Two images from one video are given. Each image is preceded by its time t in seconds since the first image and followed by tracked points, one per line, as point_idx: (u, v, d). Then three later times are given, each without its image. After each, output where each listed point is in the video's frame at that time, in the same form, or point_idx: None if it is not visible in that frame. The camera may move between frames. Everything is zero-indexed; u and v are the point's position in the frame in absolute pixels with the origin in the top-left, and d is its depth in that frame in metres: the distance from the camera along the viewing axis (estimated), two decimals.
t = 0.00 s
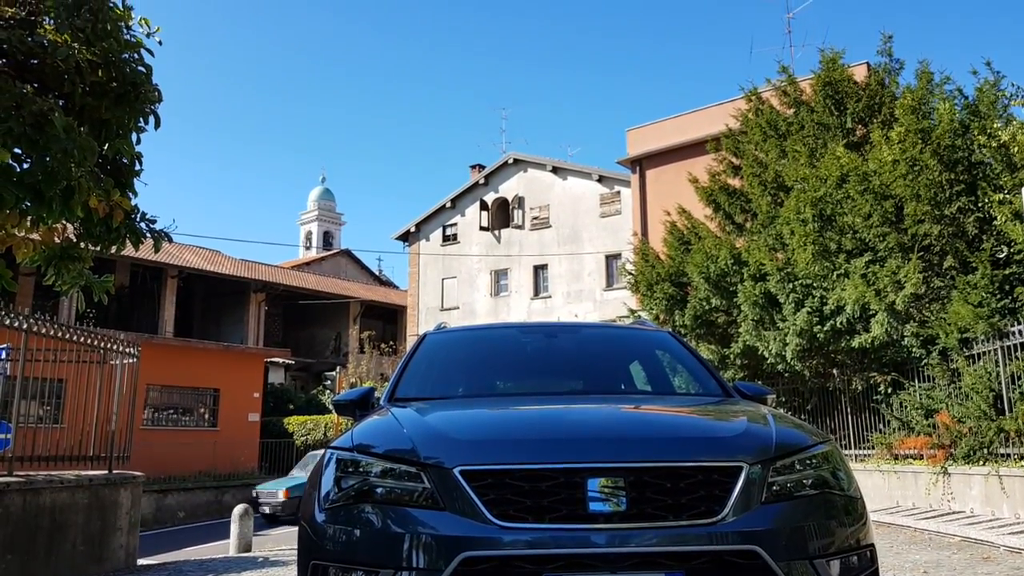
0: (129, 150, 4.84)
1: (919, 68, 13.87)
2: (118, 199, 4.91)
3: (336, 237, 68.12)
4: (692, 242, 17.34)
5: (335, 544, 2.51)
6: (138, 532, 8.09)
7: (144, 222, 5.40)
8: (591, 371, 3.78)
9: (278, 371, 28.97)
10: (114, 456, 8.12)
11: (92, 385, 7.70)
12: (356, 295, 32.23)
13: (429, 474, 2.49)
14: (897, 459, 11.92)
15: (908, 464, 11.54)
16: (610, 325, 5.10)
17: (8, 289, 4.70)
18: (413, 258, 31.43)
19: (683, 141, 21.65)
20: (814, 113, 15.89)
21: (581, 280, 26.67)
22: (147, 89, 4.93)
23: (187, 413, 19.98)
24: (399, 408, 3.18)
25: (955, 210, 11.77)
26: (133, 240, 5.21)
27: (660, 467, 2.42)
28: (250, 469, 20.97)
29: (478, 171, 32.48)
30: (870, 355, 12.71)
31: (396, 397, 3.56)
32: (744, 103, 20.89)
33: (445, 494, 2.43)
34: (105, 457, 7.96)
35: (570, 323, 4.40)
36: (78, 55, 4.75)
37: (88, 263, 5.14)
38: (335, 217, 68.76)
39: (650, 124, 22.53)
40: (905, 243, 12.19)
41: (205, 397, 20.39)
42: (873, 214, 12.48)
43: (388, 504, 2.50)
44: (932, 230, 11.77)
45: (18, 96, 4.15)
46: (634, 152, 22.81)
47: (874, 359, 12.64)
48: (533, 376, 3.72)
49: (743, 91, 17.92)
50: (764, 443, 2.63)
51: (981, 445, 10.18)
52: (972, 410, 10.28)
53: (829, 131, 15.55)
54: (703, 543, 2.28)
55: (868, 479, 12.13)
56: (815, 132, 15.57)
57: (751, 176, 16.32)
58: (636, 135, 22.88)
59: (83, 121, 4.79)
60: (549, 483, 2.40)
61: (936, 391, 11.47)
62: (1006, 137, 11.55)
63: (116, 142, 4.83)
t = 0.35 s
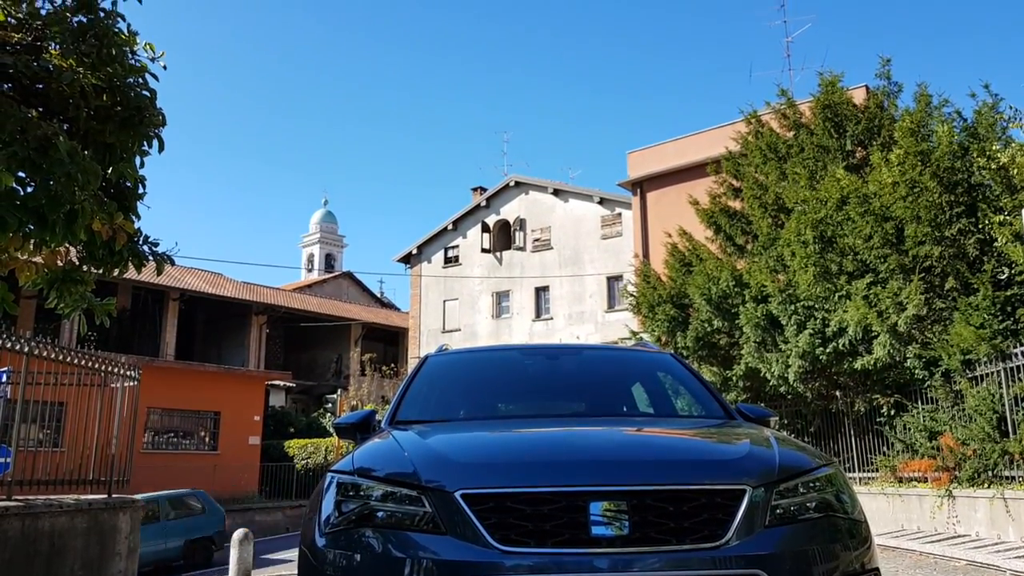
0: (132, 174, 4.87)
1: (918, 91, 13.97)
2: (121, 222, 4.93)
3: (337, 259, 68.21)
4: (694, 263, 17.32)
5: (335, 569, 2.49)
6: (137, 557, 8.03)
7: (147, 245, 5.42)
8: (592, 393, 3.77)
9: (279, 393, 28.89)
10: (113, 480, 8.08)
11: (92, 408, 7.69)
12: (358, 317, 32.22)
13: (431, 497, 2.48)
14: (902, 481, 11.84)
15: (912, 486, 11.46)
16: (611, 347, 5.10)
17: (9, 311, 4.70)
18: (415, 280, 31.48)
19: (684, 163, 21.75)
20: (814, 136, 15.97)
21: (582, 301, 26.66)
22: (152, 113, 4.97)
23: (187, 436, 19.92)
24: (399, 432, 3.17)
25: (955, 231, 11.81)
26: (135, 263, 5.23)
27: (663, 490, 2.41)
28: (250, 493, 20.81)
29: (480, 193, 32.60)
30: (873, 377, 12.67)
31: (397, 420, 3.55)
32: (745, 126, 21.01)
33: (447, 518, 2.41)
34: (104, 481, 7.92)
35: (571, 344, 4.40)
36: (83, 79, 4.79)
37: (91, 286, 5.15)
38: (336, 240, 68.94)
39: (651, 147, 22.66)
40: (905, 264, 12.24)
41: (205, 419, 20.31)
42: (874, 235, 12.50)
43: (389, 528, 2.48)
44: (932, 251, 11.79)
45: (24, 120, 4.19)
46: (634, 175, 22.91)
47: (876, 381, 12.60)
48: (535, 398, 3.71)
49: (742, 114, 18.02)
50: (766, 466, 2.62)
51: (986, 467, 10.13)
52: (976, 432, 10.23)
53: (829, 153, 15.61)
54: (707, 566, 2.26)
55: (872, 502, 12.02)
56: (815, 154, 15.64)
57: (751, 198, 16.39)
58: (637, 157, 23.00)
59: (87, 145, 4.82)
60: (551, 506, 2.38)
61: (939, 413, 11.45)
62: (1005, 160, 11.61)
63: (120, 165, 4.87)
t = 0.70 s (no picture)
0: (134, 198, 4.90)
1: (916, 115, 14.06)
2: (124, 246, 4.95)
3: (338, 282, 68.26)
4: (694, 286, 17.29)
5: None
6: None
7: (148, 268, 5.43)
8: (593, 417, 3.76)
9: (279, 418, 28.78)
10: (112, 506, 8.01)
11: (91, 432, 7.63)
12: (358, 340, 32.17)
13: (431, 522, 2.47)
14: (905, 505, 11.76)
15: (916, 510, 11.38)
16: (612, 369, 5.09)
17: (10, 335, 4.70)
18: (415, 303, 31.50)
19: (684, 187, 21.86)
20: (813, 160, 16.04)
21: (583, 324, 26.64)
22: (155, 138, 5.01)
23: (187, 461, 19.85)
24: (400, 456, 3.16)
25: (955, 254, 11.86)
26: (137, 287, 5.24)
27: (666, 515, 2.39)
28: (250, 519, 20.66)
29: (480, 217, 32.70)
30: (875, 400, 12.63)
31: (397, 444, 3.54)
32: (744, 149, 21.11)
33: (447, 543, 2.39)
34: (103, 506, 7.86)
35: (572, 368, 4.39)
36: (86, 104, 4.84)
37: (92, 309, 5.16)
38: (337, 263, 69.12)
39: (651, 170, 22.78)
40: (905, 288, 12.24)
41: (205, 444, 20.24)
42: (874, 258, 12.52)
43: (389, 553, 2.46)
44: (932, 274, 11.83)
45: (27, 145, 4.22)
46: (634, 198, 23.01)
47: (878, 404, 12.55)
48: (536, 423, 3.70)
49: (741, 138, 18.11)
50: (769, 490, 2.61)
51: (989, 491, 10.10)
52: (980, 456, 10.20)
53: (828, 177, 15.70)
54: None
55: (876, 526, 11.86)
56: (814, 178, 15.73)
57: (750, 222, 16.47)
58: (636, 181, 23.12)
59: (90, 169, 4.86)
60: (552, 531, 2.36)
61: (941, 436, 11.42)
62: (1004, 183, 11.69)
63: (122, 189, 4.89)
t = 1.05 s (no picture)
0: (136, 221, 4.92)
1: (913, 139, 14.17)
2: (125, 270, 4.97)
3: (337, 305, 68.19)
4: (694, 308, 17.20)
5: None
6: None
7: (149, 292, 5.45)
8: (593, 440, 3.75)
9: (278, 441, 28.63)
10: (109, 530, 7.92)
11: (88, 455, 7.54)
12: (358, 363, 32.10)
13: (430, 546, 2.45)
14: (908, 529, 11.68)
15: (919, 534, 11.31)
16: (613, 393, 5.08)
17: (10, 358, 4.69)
18: (415, 326, 31.48)
19: (682, 210, 21.95)
20: (811, 183, 16.12)
21: (584, 347, 26.59)
22: (157, 161, 5.05)
23: (186, 485, 19.70)
24: (399, 480, 3.16)
25: (954, 276, 11.92)
26: (138, 310, 5.26)
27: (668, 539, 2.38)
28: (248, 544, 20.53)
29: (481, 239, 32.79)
30: (876, 423, 12.60)
31: (397, 468, 3.53)
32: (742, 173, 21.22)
33: (447, 568, 2.37)
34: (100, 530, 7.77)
35: (573, 392, 4.39)
36: (90, 128, 4.88)
37: (93, 333, 5.16)
38: (337, 286, 69.13)
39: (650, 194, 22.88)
40: (905, 310, 12.27)
41: (204, 468, 20.08)
42: (873, 281, 12.55)
43: None
44: (932, 296, 11.88)
45: (31, 169, 4.25)
46: (634, 221, 23.09)
47: (879, 427, 12.53)
48: (536, 446, 3.69)
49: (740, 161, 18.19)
50: (771, 514, 2.60)
51: (992, 514, 10.08)
52: (982, 478, 10.17)
53: (826, 200, 15.77)
54: None
55: (881, 551, 11.54)
56: (813, 201, 15.80)
57: (750, 244, 16.50)
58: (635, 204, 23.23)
59: (92, 193, 4.89)
60: (553, 555, 2.34)
61: (943, 459, 11.41)
62: (1001, 206, 11.76)
63: (124, 214, 4.92)
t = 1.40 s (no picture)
0: (138, 243, 4.93)
1: (910, 160, 14.27)
2: (126, 291, 4.98)
3: (338, 326, 68.10)
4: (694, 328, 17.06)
5: None
6: None
7: (149, 314, 5.46)
8: (593, 461, 3.74)
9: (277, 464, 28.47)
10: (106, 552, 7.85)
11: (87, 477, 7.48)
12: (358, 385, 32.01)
13: (429, 569, 2.44)
14: (911, 552, 11.64)
15: (922, 557, 11.29)
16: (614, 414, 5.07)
17: (9, 380, 4.69)
18: (415, 347, 31.46)
19: (681, 231, 22.03)
20: (809, 204, 16.20)
21: (584, 368, 26.52)
22: (160, 185, 5.09)
23: (184, 508, 19.57)
24: (399, 502, 3.15)
25: (953, 297, 11.97)
26: (138, 332, 5.27)
27: (668, 563, 2.37)
28: (247, 566, 20.38)
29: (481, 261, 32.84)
30: (876, 444, 12.57)
31: (396, 490, 3.52)
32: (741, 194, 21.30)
33: None
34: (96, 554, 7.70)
35: (573, 413, 4.38)
36: (92, 151, 4.91)
37: (92, 354, 5.16)
38: (337, 307, 69.10)
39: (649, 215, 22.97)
40: (905, 330, 12.27)
41: (202, 491, 19.97)
42: (872, 301, 12.59)
43: None
44: (931, 317, 11.91)
45: (33, 192, 4.27)
46: (633, 242, 23.14)
47: (880, 448, 12.51)
48: (536, 468, 3.68)
49: (738, 183, 18.20)
50: (771, 536, 2.60)
51: (994, 536, 10.07)
52: (984, 500, 10.16)
53: (825, 221, 15.83)
54: None
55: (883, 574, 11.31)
56: (812, 222, 15.87)
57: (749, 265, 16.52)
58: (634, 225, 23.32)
59: (93, 216, 4.90)
60: None
61: (945, 480, 11.39)
62: (1000, 227, 11.82)
63: (125, 235, 4.93)
